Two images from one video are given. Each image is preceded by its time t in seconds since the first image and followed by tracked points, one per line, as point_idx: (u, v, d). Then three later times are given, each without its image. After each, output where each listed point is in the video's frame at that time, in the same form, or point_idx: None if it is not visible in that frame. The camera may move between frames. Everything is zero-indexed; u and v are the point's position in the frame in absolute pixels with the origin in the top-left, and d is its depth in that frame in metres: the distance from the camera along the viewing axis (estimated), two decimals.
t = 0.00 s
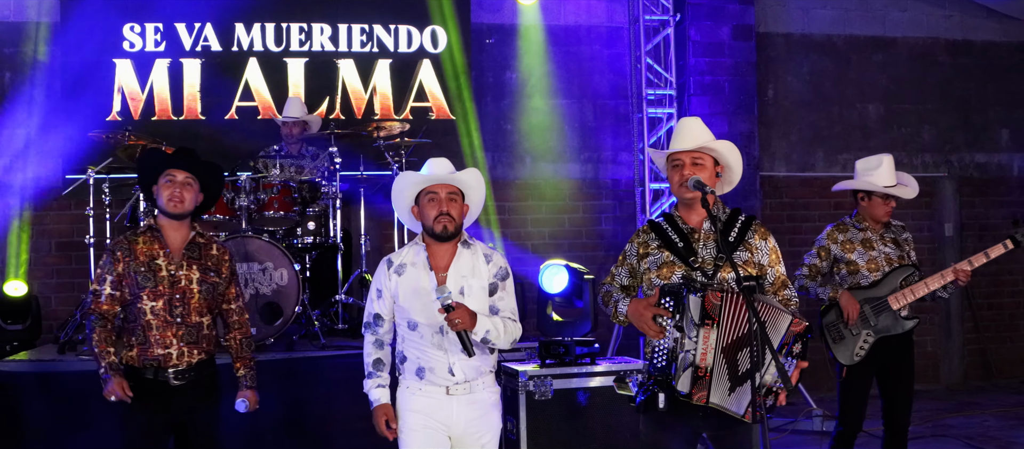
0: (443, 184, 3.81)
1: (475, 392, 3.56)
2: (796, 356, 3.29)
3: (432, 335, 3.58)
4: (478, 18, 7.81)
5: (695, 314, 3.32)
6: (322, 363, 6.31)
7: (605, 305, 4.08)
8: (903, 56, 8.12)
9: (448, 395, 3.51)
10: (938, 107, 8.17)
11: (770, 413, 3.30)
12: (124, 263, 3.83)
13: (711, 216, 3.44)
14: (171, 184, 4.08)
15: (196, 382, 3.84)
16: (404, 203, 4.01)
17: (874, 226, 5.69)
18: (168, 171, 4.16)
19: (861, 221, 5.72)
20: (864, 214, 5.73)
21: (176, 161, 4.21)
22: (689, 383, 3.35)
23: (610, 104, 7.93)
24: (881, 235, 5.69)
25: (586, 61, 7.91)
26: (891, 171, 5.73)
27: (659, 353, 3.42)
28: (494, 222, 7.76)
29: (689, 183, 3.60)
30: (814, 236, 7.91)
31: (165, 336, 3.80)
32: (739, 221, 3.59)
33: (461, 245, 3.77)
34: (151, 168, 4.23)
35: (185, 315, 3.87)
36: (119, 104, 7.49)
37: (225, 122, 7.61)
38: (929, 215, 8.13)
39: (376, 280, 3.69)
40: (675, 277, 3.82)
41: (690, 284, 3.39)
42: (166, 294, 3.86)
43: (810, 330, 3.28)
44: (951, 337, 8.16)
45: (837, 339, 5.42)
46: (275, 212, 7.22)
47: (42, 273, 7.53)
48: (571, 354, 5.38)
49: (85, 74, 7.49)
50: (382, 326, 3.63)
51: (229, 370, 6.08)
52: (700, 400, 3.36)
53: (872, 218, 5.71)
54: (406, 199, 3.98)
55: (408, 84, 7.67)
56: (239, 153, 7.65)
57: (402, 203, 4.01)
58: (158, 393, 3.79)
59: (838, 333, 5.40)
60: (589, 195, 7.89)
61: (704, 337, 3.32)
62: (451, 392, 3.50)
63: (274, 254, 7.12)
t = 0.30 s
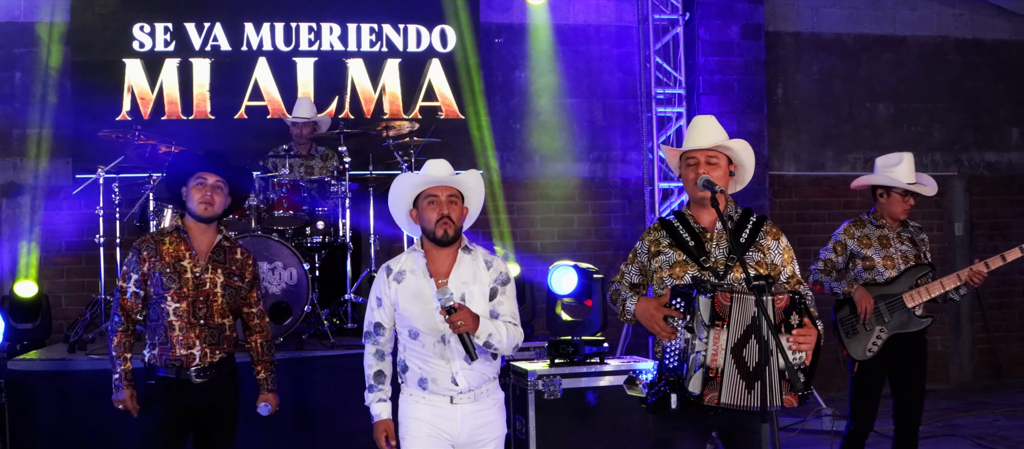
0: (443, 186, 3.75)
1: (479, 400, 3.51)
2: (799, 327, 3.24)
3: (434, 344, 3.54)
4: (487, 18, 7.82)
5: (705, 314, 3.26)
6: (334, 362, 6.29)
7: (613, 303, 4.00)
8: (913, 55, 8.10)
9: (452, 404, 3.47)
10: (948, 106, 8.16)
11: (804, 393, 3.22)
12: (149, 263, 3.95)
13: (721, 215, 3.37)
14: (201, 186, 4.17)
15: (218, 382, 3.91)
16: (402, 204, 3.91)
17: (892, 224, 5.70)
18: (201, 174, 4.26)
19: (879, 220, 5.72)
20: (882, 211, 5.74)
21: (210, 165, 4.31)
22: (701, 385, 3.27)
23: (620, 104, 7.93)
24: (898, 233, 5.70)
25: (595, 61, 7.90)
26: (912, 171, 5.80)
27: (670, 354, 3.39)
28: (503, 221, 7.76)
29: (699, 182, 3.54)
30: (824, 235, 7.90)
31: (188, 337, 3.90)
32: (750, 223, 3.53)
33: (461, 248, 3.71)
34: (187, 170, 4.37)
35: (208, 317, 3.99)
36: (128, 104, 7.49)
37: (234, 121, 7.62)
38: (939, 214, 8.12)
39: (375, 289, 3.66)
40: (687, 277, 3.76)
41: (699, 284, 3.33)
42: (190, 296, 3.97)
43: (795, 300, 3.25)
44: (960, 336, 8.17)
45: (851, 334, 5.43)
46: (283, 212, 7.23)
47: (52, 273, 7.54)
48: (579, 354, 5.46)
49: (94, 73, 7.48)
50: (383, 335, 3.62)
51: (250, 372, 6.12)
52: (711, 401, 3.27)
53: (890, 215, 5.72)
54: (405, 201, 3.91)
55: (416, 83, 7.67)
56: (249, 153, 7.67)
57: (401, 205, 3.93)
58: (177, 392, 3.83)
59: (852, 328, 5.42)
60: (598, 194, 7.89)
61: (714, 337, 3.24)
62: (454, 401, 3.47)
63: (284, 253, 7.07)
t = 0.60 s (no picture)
0: (448, 184, 3.72)
1: (483, 398, 3.49)
2: (793, 329, 3.39)
3: (438, 343, 3.54)
4: (495, 17, 7.82)
5: (715, 315, 3.34)
6: (346, 361, 6.27)
7: (623, 305, 3.99)
8: (922, 54, 8.10)
9: (456, 402, 3.45)
10: (956, 105, 8.15)
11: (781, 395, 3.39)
12: (163, 262, 3.96)
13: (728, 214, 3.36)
14: (215, 187, 4.19)
15: (228, 382, 3.92)
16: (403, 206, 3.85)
17: (904, 225, 5.69)
18: (216, 174, 4.25)
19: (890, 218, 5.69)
20: (894, 210, 5.73)
21: (225, 166, 4.32)
22: (711, 384, 3.39)
23: (628, 103, 7.94)
24: (911, 233, 5.70)
25: (603, 60, 7.91)
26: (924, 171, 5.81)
27: (682, 354, 3.55)
28: (512, 221, 7.76)
29: (707, 182, 3.53)
30: (833, 234, 7.89)
31: (200, 337, 3.90)
32: (758, 221, 3.52)
33: (466, 246, 3.70)
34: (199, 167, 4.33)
35: (220, 317, 3.99)
36: (137, 104, 7.50)
37: (243, 121, 7.63)
38: (949, 213, 8.12)
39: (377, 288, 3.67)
40: (697, 277, 3.74)
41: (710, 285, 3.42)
42: (202, 296, 3.97)
43: (791, 304, 3.41)
44: (969, 336, 8.18)
45: (863, 332, 5.47)
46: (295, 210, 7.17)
47: (61, 272, 7.56)
48: (587, 354, 5.37)
49: (103, 73, 7.49)
50: (384, 333, 3.63)
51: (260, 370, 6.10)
52: (722, 401, 3.39)
53: (903, 215, 5.71)
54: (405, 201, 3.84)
55: (425, 82, 7.67)
56: (258, 152, 7.68)
57: (400, 205, 3.87)
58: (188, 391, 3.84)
59: (863, 326, 5.46)
60: (607, 194, 7.90)
61: (725, 338, 3.33)
62: (459, 399, 3.45)
63: (292, 253, 7.05)
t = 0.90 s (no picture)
0: (467, 185, 3.55)
1: (495, 398, 3.42)
2: (806, 332, 3.38)
3: (451, 345, 3.44)
4: (507, 17, 7.81)
5: (729, 316, 3.36)
6: (358, 360, 6.28)
7: (635, 308, 3.97)
8: (935, 53, 8.08)
9: (469, 403, 3.37)
10: (970, 104, 8.13)
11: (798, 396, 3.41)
12: (175, 261, 3.94)
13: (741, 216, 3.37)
14: (225, 185, 4.16)
15: (239, 380, 3.88)
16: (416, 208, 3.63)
17: (918, 225, 5.69)
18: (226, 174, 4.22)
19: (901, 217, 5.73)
20: (906, 210, 5.74)
21: (237, 164, 4.30)
22: (726, 386, 3.40)
23: (640, 102, 7.94)
24: (924, 232, 5.69)
25: (615, 60, 7.91)
26: (936, 171, 5.80)
27: (695, 355, 3.49)
28: (525, 221, 7.77)
29: (719, 182, 3.51)
30: (845, 234, 7.89)
31: (213, 335, 3.87)
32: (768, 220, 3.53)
33: (480, 251, 3.56)
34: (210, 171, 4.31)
35: (232, 316, 3.94)
36: (150, 104, 7.52)
37: (255, 121, 7.65)
38: (962, 213, 8.10)
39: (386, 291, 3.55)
40: (709, 279, 3.73)
41: (722, 287, 3.43)
42: (215, 294, 3.94)
43: (807, 305, 3.37)
44: (983, 336, 8.17)
45: (877, 334, 5.45)
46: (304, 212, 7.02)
47: (75, 272, 7.58)
48: (599, 354, 5.33)
49: (116, 74, 7.51)
50: (393, 336, 3.53)
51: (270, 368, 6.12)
52: (738, 402, 3.39)
53: (915, 215, 5.72)
54: (418, 204, 3.62)
55: (437, 82, 7.68)
56: (270, 153, 7.69)
57: (412, 208, 3.65)
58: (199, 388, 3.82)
59: (877, 327, 5.45)
60: (619, 194, 7.90)
61: (739, 339, 3.34)
62: (472, 399, 3.37)
63: (305, 253, 7.08)
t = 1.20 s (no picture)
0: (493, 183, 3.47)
1: (507, 391, 3.41)
2: (823, 328, 3.38)
3: (468, 340, 3.39)
4: (518, 16, 7.80)
5: (748, 312, 3.34)
6: (369, 360, 6.29)
7: (643, 311, 3.95)
8: (946, 51, 8.06)
9: (482, 396, 3.35)
10: (982, 103, 8.11)
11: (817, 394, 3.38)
12: (187, 264, 3.92)
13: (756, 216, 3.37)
14: (235, 186, 4.14)
15: (251, 380, 3.89)
16: (436, 212, 3.45)
17: (930, 224, 5.65)
18: (234, 173, 4.23)
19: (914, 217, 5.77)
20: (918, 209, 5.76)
21: (246, 165, 4.29)
22: (746, 384, 3.38)
23: (650, 102, 7.93)
24: (937, 232, 5.64)
25: (626, 59, 7.90)
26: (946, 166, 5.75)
27: (708, 354, 3.48)
28: (536, 220, 7.78)
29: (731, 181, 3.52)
30: (856, 233, 7.89)
31: (224, 337, 3.86)
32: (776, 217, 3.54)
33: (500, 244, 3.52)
34: (218, 173, 4.34)
35: (243, 318, 3.93)
36: (161, 104, 7.53)
37: (266, 121, 7.66)
38: (974, 212, 8.10)
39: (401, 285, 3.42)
40: (719, 278, 3.72)
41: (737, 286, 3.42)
42: (226, 297, 3.93)
43: (824, 301, 3.41)
44: (995, 335, 8.17)
45: (885, 333, 5.39)
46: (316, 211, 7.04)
47: (86, 271, 7.60)
48: (610, 354, 5.32)
49: (128, 74, 7.54)
50: (406, 332, 3.42)
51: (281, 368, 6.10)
52: (758, 400, 3.39)
53: (925, 214, 5.71)
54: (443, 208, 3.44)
55: (447, 82, 7.69)
56: (281, 152, 7.71)
57: (433, 212, 3.46)
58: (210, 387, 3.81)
59: (886, 326, 5.38)
60: (629, 193, 7.89)
61: (758, 336, 3.33)
62: (485, 393, 3.35)
63: (316, 252, 7.10)
